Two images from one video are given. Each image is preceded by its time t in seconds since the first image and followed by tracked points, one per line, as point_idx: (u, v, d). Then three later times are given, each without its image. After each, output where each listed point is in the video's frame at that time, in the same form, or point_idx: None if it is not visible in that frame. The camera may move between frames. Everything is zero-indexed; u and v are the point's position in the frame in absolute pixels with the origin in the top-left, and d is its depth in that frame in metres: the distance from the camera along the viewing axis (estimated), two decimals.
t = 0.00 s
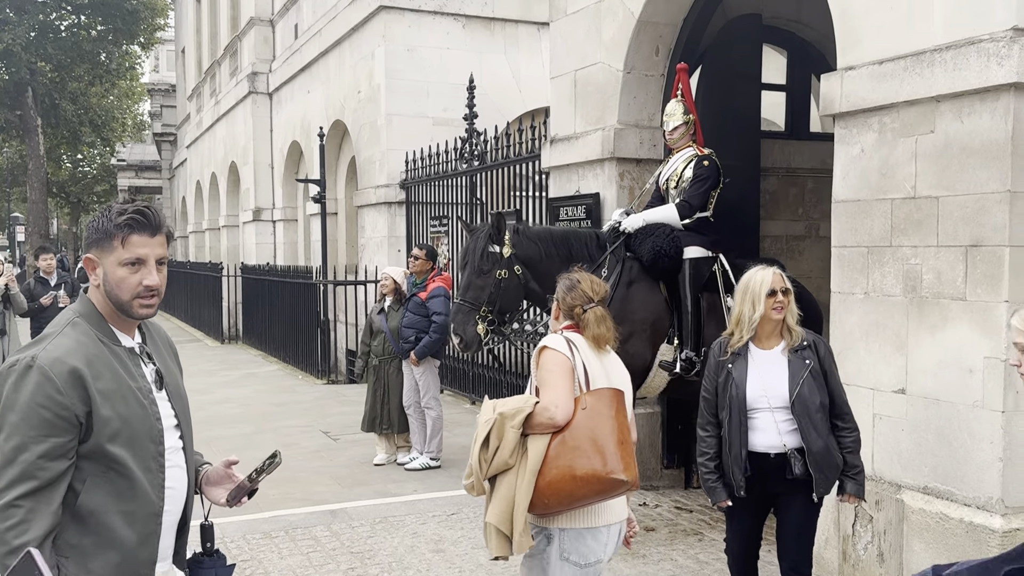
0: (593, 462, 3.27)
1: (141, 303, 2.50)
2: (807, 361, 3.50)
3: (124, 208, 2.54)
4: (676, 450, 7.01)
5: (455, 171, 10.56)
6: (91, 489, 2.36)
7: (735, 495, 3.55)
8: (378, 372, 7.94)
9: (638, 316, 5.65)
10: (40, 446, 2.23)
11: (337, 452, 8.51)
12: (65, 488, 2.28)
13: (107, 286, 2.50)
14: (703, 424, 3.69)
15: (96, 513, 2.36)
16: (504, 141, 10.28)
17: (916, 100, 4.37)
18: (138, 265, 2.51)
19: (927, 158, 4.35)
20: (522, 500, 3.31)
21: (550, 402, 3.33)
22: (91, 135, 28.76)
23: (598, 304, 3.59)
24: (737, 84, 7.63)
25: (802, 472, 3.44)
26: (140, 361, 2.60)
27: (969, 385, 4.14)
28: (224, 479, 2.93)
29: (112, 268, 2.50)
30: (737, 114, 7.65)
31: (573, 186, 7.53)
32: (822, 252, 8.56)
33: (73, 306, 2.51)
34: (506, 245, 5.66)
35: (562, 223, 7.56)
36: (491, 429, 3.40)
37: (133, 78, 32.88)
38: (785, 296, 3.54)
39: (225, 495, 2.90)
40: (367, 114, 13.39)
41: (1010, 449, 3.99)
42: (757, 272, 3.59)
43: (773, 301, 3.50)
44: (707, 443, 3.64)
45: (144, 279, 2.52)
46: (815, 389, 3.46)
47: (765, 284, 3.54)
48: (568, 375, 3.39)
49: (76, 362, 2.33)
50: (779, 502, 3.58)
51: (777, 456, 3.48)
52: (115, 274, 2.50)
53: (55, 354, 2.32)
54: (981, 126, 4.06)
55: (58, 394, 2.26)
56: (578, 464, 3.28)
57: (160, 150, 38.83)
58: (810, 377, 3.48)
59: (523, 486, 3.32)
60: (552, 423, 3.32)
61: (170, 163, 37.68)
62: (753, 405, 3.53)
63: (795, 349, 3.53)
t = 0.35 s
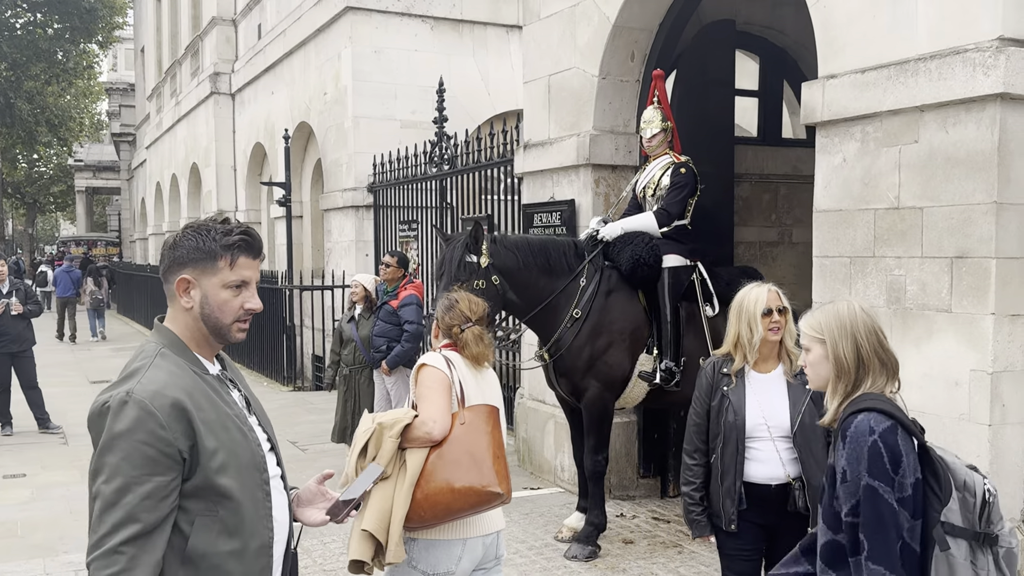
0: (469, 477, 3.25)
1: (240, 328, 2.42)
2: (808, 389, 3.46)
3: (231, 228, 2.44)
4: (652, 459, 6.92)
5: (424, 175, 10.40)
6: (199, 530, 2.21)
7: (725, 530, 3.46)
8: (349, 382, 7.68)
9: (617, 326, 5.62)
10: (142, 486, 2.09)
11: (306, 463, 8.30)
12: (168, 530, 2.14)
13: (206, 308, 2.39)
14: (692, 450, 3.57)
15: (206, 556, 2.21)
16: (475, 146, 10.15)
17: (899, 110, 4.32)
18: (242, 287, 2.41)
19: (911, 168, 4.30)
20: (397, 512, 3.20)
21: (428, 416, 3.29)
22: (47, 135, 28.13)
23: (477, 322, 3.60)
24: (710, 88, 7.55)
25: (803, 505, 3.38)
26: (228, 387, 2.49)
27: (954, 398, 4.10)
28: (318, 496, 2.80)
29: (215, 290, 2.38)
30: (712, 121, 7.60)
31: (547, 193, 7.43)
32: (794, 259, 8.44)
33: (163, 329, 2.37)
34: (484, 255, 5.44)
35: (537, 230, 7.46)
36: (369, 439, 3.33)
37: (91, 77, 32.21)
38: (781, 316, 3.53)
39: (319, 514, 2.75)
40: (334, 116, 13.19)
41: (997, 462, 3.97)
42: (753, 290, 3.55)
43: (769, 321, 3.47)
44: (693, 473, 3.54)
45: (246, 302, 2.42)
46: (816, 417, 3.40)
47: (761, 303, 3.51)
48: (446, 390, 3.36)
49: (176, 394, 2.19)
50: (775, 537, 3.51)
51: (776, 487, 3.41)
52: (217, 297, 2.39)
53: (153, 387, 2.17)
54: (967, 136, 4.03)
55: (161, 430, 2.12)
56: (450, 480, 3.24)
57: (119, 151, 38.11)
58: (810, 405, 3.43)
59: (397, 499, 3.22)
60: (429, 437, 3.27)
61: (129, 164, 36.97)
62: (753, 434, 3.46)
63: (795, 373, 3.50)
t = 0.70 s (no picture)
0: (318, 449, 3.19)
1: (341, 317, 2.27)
2: (803, 392, 3.31)
3: (334, 212, 2.28)
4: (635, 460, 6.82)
5: (398, 172, 10.21)
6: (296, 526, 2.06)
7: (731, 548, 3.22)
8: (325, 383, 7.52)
9: (603, 324, 5.49)
10: (241, 479, 1.96)
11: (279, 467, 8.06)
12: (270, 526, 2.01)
13: (309, 295, 2.23)
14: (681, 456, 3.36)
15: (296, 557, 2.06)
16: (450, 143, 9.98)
17: (894, 102, 4.25)
18: (345, 274, 2.26)
19: (906, 161, 4.23)
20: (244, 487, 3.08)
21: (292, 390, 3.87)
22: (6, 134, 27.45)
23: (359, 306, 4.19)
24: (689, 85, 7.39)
25: (810, 514, 3.21)
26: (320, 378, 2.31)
27: (952, 396, 4.04)
28: (446, 472, 2.54)
29: (317, 276, 2.23)
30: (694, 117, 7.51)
31: (527, 190, 7.29)
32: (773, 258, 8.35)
33: (257, 315, 2.21)
34: (468, 251, 5.35)
35: (517, 228, 7.32)
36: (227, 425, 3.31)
37: (51, 74, 31.51)
38: (774, 312, 3.37)
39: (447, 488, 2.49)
40: (304, 114, 12.94)
41: (995, 461, 3.91)
42: (742, 284, 3.42)
43: (759, 317, 3.32)
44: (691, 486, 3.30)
45: (348, 290, 2.27)
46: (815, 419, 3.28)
47: (751, 297, 3.36)
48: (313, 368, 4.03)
49: (265, 381, 2.05)
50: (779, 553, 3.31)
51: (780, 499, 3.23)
52: (321, 283, 2.23)
53: (241, 374, 2.04)
54: (965, 129, 3.97)
55: (251, 418, 1.99)
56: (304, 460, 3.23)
57: (80, 151, 37.34)
58: (810, 406, 3.30)
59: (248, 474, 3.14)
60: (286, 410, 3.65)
61: (90, 163, 36.24)
62: (754, 440, 3.25)
63: (790, 375, 3.34)
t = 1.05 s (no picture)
0: (179, 460, 3.25)
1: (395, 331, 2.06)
2: (829, 404, 3.12)
3: (385, 219, 2.09)
4: (614, 465, 6.72)
5: (371, 173, 10.04)
6: (338, 552, 1.91)
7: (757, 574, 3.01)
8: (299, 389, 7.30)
9: (584, 327, 5.40)
10: (275, 504, 1.84)
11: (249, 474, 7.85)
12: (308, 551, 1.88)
13: (360, 309, 2.04)
14: (701, 471, 3.11)
15: None
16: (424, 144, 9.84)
17: (881, 102, 4.20)
18: (398, 284, 2.06)
19: (893, 161, 4.18)
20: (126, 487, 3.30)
21: (155, 400, 3.35)
22: None
23: (243, 310, 3.68)
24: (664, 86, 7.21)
25: (838, 536, 3.03)
26: (377, 392, 2.10)
27: (940, 399, 3.99)
28: (488, 500, 2.40)
29: (368, 287, 2.03)
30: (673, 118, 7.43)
31: (505, 191, 7.17)
32: (751, 260, 8.24)
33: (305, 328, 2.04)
34: (447, 254, 5.19)
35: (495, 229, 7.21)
36: (108, 425, 3.39)
37: (14, 73, 30.87)
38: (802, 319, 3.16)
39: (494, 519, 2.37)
40: (274, 113, 12.73)
41: (985, 465, 3.87)
42: (771, 291, 3.20)
43: (790, 325, 3.11)
44: (717, 508, 3.06)
45: (401, 301, 2.06)
46: (841, 433, 3.10)
47: (780, 305, 3.15)
48: (183, 377, 3.45)
49: (307, 400, 1.89)
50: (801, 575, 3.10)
51: (805, 519, 3.05)
52: (372, 295, 2.03)
53: (281, 392, 1.89)
54: (953, 129, 3.92)
55: (287, 442, 1.84)
56: (166, 460, 3.26)
57: (44, 152, 36.64)
58: (835, 419, 3.11)
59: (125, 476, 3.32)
60: (152, 422, 3.32)
61: (54, 164, 35.59)
62: (780, 457, 3.05)
63: (813, 387, 3.15)
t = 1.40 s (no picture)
0: (67, 437, 3.54)
1: (411, 315, 2.16)
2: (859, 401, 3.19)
3: (399, 204, 2.19)
4: (590, 463, 6.70)
5: (346, 172, 9.97)
6: (347, 534, 2.03)
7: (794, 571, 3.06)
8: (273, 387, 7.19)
9: (560, 324, 5.39)
10: (288, 485, 1.96)
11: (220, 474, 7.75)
12: (319, 531, 2.00)
13: (375, 294, 2.15)
14: (730, 469, 3.15)
15: (351, 567, 2.02)
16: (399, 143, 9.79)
17: (853, 97, 4.23)
18: (412, 269, 2.16)
19: (866, 156, 4.21)
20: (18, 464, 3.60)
21: (50, 383, 3.66)
22: None
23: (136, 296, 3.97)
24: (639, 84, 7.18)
25: (873, 531, 3.09)
26: (394, 379, 2.23)
27: (913, 392, 4.02)
28: (492, 497, 2.43)
29: (383, 272, 2.14)
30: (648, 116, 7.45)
31: (480, 188, 7.15)
32: (726, 257, 8.19)
33: (326, 312, 2.17)
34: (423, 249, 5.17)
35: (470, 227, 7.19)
36: (9, 408, 3.72)
37: None
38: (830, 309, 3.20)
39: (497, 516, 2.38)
40: (247, 112, 12.61)
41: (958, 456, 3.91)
42: (800, 282, 3.20)
43: (822, 315, 3.15)
44: (749, 506, 3.10)
45: (417, 287, 2.17)
46: (872, 428, 3.17)
47: (811, 296, 3.16)
48: (80, 362, 3.71)
49: (323, 386, 2.00)
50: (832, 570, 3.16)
51: (836, 517, 3.11)
52: (386, 281, 2.14)
53: (298, 378, 2.01)
54: (925, 123, 3.96)
55: (303, 425, 1.96)
56: (56, 438, 3.56)
57: (12, 153, 36.06)
58: (866, 414, 3.18)
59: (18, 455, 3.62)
60: (48, 403, 3.63)
61: (24, 166, 35.09)
62: (812, 452, 3.11)
63: (844, 380, 3.21)
